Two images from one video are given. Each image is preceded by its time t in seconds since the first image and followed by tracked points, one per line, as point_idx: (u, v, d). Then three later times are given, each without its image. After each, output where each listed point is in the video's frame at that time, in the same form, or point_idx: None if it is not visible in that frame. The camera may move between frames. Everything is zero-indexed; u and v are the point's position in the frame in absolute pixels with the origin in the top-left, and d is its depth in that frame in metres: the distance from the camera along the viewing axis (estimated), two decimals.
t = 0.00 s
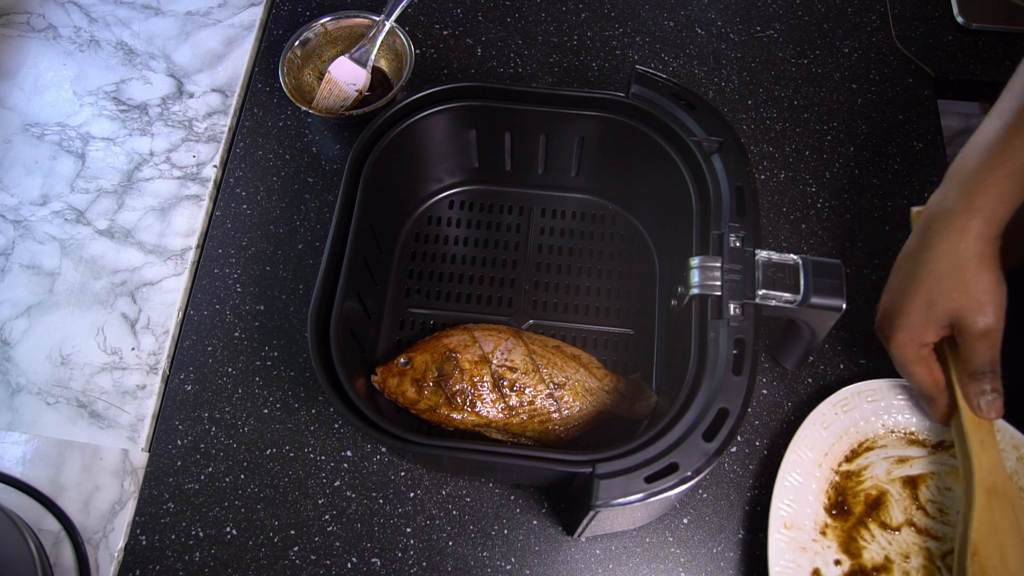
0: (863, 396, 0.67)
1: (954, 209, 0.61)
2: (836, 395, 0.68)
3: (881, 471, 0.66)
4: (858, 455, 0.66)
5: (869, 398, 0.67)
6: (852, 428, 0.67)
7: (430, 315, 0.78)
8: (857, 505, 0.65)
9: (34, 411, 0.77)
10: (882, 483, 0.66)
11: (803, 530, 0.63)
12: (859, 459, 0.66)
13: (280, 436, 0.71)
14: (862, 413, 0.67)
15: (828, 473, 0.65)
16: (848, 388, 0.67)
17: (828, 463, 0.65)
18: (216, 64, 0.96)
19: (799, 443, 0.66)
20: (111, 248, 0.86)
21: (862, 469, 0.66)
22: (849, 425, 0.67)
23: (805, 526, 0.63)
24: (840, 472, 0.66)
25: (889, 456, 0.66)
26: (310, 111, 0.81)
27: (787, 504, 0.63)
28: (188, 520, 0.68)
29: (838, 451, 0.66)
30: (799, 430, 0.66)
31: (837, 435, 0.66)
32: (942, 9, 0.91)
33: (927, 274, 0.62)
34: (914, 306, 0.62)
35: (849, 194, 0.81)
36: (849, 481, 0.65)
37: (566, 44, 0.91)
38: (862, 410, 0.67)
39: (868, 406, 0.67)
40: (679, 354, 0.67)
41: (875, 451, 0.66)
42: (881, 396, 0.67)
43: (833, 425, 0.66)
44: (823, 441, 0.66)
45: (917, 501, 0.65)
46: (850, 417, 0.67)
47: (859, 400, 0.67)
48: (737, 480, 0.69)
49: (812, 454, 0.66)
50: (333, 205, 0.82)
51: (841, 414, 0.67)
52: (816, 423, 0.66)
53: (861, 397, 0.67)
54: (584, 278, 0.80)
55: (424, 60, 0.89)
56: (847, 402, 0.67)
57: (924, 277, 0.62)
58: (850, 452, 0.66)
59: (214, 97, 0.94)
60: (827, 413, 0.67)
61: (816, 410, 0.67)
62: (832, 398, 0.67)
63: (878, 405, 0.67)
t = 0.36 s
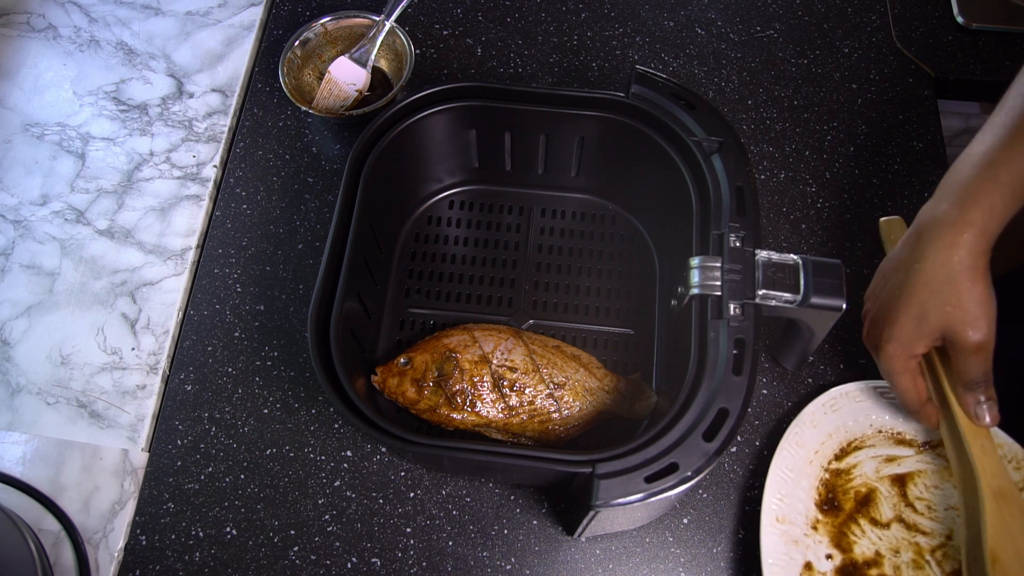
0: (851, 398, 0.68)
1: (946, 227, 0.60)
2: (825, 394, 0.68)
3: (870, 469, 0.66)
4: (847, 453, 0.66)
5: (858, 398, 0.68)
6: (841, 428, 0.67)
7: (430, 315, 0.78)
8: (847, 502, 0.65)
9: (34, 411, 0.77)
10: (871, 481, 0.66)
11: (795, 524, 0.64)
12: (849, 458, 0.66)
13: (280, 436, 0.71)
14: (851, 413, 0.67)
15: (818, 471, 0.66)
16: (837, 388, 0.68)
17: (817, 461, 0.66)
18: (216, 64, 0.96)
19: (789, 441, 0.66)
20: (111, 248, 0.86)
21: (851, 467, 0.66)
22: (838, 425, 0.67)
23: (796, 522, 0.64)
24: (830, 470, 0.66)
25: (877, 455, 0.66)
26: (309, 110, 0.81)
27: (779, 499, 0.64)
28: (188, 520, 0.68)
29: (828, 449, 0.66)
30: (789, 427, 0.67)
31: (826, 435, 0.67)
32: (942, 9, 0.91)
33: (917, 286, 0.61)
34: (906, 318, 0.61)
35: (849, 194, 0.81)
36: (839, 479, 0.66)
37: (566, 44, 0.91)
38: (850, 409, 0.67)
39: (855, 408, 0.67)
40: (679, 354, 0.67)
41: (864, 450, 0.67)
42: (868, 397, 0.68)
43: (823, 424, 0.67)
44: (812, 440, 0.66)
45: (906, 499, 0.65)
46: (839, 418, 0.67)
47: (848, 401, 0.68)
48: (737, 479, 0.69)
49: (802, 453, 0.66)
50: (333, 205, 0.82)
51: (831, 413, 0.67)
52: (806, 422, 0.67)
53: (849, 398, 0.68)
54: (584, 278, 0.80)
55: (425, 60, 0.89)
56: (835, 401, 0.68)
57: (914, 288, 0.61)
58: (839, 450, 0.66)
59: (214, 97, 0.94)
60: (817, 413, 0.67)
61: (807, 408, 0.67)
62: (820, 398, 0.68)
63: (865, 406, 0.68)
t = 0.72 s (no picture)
0: (844, 397, 0.67)
1: (954, 223, 0.63)
2: (817, 395, 0.67)
3: (864, 471, 0.66)
4: (841, 456, 0.66)
5: (851, 398, 0.67)
6: (834, 429, 0.66)
7: (430, 314, 0.78)
8: (842, 507, 0.65)
9: (34, 411, 0.77)
10: (866, 484, 0.66)
11: (792, 533, 0.63)
12: (843, 461, 0.66)
13: (280, 436, 0.71)
14: (844, 413, 0.67)
15: (814, 475, 0.65)
16: (828, 388, 0.67)
17: (812, 465, 0.65)
18: (216, 64, 0.96)
19: (783, 444, 0.65)
20: (111, 248, 0.86)
21: (846, 471, 0.66)
22: (831, 426, 0.66)
23: (793, 530, 0.63)
24: (825, 474, 0.65)
25: (872, 457, 0.66)
26: (309, 111, 0.81)
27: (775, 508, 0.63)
28: (188, 520, 0.68)
29: (822, 452, 0.66)
30: (783, 431, 0.66)
31: (820, 437, 0.66)
32: (942, 10, 0.91)
33: (927, 269, 0.63)
34: (910, 296, 0.63)
35: (849, 195, 0.81)
36: (834, 483, 0.65)
37: (566, 44, 0.91)
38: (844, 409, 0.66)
39: (849, 407, 0.67)
40: (679, 354, 0.67)
41: (858, 452, 0.66)
42: (861, 396, 0.67)
43: (817, 426, 0.66)
44: (807, 443, 0.66)
45: (901, 502, 0.65)
46: (832, 418, 0.66)
47: (841, 401, 0.67)
48: (737, 479, 0.69)
49: (796, 457, 0.65)
50: (333, 205, 0.82)
51: (824, 414, 0.66)
52: (800, 425, 0.66)
53: (842, 398, 0.67)
54: (584, 278, 0.80)
55: (424, 60, 0.89)
56: (828, 402, 0.67)
57: (924, 270, 0.63)
58: (833, 453, 0.66)
59: (214, 97, 0.94)
60: (811, 415, 0.66)
61: (801, 411, 0.66)
62: (813, 400, 0.67)
63: (859, 405, 0.67)
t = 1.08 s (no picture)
0: (848, 408, 0.66)
1: (1008, 153, 0.64)
2: (821, 406, 0.66)
3: (868, 487, 0.66)
4: (845, 471, 0.65)
5: (854, 409, 0.66)
6: (839, 443, 0.66)
7: (430, 315, 0.78)
8: (846, 526, 0.65)
9: (34, 411, 0.77)
10: (870, 501, 0.66)
11: (795, 557, 0.62)
12: (846, 476, 0.66)
13: (280, 436, 0.71)
14: (848, 426, 0.66)
15: (817, 492, 0.64)
16: (832, 399, 0.66)
17: (816, 481, 0.65)
18: (216, 63, 0.96)
19: (787, 461, 0.64)
20: (111, 248, 0.86)
21: (850, 486, 0.66)
22: (835, 440, 0.66)
23: (796, 553, 0.62)
24: (828, 490, 0.65)
25: (875, 471, 0.66)
26: (309, 111, 0.81)
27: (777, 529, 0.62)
28: (188, 520, 0.68)
29: (825, 468, 0.65)
30: (786, 446, 0.65)
31: (824, 450, 0.65)
32: (942, 9, 0.91)
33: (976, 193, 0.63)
34: (954, 217, 0.62)
35: (849, 195, 0.81)
36: (837, 500, 0.65)
37: (566, 44, 0.91)
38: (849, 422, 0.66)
39: (853, 418, 0.66)
40: (679, 354, 0.67)
41: (861, 466, 0.66)
42: (865, 407, 0.66)
43: (821, 441, 0.65)
44: (811, 458, 0.65)
45: (905, 520, 0.65)
46: (836, 431, 0.66)
47: (845, 413, 0.66)
48: (737, 479, 0.69)
49: (800, 473, 0.64)
50: (333, 205, 0.82)
51: (828, 428, 0.66)
52: (804, 440, 0.65)
53: (846, 410, 0.66)
54: (583, 277, 0.80)
55: (424, 60, 0.89)
56: (832, 414, 0.66)
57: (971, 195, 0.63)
58: (837, 468, 0.65)
59: (214, 97, 0.94)
60: (815, 428, 0.65)
61: (805, 425, 0.65)
62: (818, 413, 0.66)
63: (863, 417, 0.66)
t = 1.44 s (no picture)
0: (849, 446, 0.64)
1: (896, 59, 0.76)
2: (820, 446, 0.64)
3: (869, 529, 0.63)
4: (846, 514, 0.63)
5: (855, 448, 0.64)
6: (840, 485, 0.63)
7: (430, 315, 0.78)
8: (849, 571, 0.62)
9: (34, 411, 0.77)
10: (871, 543, 0.63)
11: None
12: (847, 519, 0.63)
13: (280, 436, 0.71)
14: (849, 466, 0.63)
15: (819, 539, 0.62)
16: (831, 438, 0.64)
17: (815, 529, 0.62)
18: (216, 63, 0.96)
19: (787, 506, 0.62)
20: (111, 247, 0.86)
21: (851, 529, 0.63)
22: (836, 481, 0.63)
23: None
24: (830, 535, 0.62)
25: (878, 510, 0.64)
26: (309, 111, 0.81)
27: None
28: (187, 520, 0.68)
29: (827, 512, 0.62)
30: (786, 491, 0.62)
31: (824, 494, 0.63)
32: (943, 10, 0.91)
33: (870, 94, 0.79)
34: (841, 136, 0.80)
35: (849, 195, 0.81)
36: (839, 545, 0.62)
37: (566, 44, 0.91)
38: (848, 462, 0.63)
39: (853, 457, 0.63)
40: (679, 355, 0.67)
41: (862, 507, 0.63)
42: (865, 443, 0.64)
43: (821, 484, 0.63)
44: (810, 503, 0.62)
45: (907, 562, 0.63)
46: (837, 472, 0.63)
47: (844, 450, 0.64)
48: (737, 480, 0.69)
49: (800, 520, 0.62)
50: (333, 205, 0.82)
51: (829, 469, 0.63)
52: (804, 484, 0.62)
53: (847, 448, 0.64)
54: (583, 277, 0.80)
55: (424, 60, 0.89)
56: (832, 455, 0.63)
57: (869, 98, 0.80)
58: (837, 510, 0.63)
59: (214, 97, 0.94)
60: (814, 471, 0.63)
61: (804, 468, 0.63)
62: (818, 452, 0.63)
63: (863, 454, 0.64)
